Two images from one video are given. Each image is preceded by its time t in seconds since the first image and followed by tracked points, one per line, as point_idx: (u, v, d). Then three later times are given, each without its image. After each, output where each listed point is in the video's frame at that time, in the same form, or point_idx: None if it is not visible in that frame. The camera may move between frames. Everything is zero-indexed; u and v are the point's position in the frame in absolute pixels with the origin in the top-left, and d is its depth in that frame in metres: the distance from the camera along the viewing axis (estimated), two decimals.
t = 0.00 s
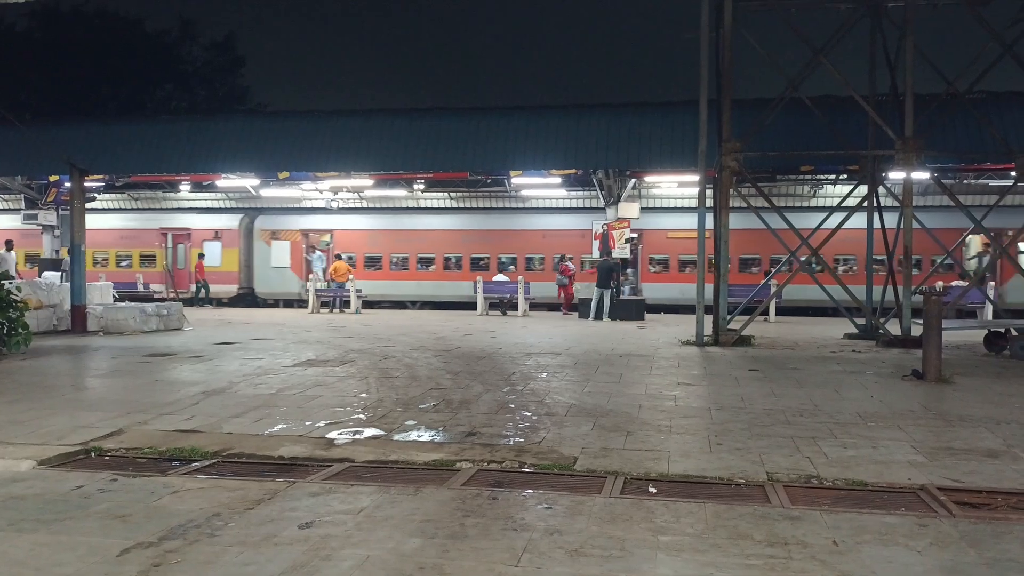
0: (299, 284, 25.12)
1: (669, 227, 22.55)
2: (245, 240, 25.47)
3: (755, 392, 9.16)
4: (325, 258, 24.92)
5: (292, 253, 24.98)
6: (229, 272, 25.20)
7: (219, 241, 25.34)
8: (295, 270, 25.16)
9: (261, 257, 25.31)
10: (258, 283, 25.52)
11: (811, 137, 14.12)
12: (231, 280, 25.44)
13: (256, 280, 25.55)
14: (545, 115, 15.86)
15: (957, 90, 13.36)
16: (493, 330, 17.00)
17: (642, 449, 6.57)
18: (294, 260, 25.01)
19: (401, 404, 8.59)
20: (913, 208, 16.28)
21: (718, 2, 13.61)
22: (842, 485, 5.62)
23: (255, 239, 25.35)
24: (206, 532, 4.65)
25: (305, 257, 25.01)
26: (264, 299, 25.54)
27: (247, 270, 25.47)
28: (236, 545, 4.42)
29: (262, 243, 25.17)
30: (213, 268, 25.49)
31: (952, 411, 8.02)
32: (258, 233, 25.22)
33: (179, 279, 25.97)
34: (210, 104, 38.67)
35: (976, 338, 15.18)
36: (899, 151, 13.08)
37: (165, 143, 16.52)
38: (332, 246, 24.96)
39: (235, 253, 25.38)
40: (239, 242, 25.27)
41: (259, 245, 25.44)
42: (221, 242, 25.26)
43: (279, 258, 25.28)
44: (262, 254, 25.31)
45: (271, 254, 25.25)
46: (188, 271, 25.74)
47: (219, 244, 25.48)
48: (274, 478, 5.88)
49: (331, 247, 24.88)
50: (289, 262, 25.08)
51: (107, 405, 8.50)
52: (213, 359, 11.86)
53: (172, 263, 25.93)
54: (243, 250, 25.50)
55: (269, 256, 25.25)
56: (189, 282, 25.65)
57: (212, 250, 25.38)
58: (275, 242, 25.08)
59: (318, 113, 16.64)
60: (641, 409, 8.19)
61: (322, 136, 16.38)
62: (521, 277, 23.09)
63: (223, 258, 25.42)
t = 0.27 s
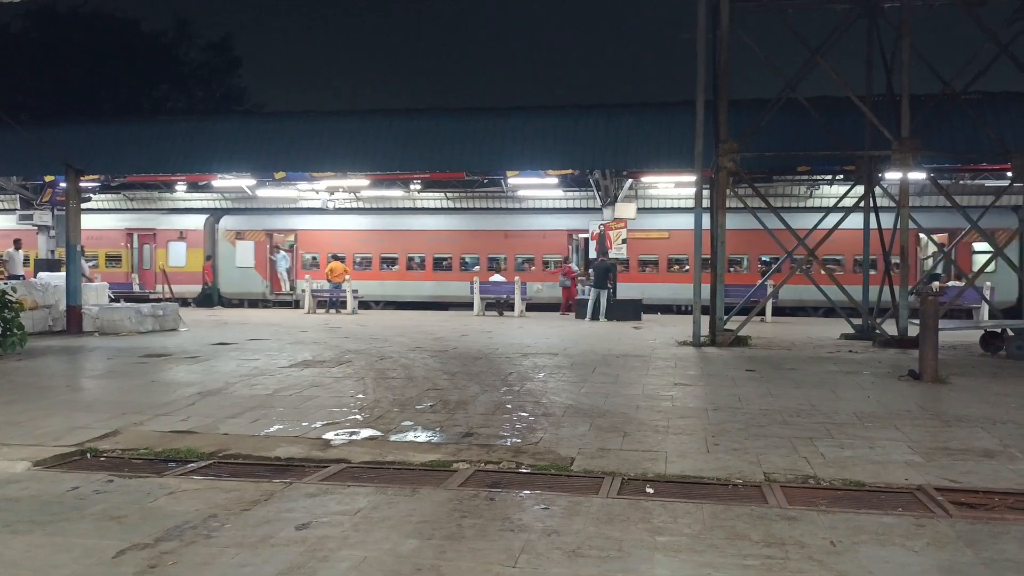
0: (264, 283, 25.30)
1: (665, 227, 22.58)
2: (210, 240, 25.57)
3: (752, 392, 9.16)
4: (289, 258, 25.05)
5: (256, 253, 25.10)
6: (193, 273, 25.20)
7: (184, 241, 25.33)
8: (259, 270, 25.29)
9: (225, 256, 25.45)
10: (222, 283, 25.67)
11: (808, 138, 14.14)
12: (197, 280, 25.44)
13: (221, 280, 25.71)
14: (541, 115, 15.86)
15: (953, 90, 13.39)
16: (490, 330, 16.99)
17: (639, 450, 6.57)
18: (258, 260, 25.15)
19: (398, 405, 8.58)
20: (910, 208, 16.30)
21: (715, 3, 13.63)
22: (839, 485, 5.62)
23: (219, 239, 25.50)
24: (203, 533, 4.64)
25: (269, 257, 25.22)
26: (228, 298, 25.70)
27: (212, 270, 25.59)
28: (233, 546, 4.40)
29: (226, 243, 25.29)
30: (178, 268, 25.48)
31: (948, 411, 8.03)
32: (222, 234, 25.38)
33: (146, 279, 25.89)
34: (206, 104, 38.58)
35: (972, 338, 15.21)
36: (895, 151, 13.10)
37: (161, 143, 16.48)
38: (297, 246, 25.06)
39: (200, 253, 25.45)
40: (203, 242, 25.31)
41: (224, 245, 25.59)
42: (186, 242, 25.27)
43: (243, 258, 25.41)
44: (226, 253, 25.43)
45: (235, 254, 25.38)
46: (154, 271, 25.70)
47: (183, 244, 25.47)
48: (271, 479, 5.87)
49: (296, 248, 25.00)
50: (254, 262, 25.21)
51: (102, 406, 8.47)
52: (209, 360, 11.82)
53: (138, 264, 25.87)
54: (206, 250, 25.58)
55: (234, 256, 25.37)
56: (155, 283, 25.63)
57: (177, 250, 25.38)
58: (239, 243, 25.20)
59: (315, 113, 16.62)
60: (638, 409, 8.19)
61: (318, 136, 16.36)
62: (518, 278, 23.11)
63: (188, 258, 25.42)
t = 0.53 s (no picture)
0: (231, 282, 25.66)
1: (663, 227, 22.59)
2: (178, 240, 26.03)
3: (751, 392, 9.17)
4: (257, 258, 25.44)
5: (223, 252, 25.53)
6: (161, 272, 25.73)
7: (152, 241, 25.85)
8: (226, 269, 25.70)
9: (193, 256, 25.93)
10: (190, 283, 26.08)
11: (806, 138, 14.16)
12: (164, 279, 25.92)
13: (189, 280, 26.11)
14: (539, 115, 15.87)
15: (951, 90, 13.41)
16: (488, 330, 17.01)
17: (638, 450, 6.57)
18: (225, 259, 25.57)
19: (397, 405, 8.58)
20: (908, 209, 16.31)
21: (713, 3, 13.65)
22: (838, 485, 5.62)
23: (188, 239, 26.01)
24: (202, 534, 4.63)
25: (236, 256, 25.58)
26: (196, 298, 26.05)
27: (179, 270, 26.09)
28: (232, 547, 4.39)
29: (194, 243, 25.80)
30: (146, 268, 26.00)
31: (947, 411, 8.03)
32: (190, 234, 25.88)
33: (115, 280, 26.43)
34: (205, 105, 38.52)
35: (969, 338, 15.23)
36: (893, 151, 13.11)
37: (160, 143, 16.48)
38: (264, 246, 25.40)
39: (168, 253, 25.94)
40: (171, 242, 25.77)
41: (192, 245, 26.08)
42: (154, 242, 25.77)
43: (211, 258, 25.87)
44: (194, 253, 25.94)
45: (203, 253, 25.86)
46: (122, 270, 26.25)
47: (152, 244, 25.98)
48: (270, 479, 5.87)
49: (263, 247, 25.35)
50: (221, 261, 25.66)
51: (101, 406, 8.47)
52: (208, 360, 11.81)
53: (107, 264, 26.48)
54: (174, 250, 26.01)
55: (201, 255, 25.87)
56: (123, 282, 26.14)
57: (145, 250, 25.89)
58: (206, 242, 25.76)
59: (314, 113, 16.62)
60: (637, 409, 8.19)
61: (317, 136, 16.35)
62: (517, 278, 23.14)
63: (156, 258, 25.90)
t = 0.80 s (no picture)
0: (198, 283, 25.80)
1: (663, 228, 22.59)
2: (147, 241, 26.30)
3: (751, 393, 9.17)
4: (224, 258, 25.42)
5: (191, 252, 25.79)
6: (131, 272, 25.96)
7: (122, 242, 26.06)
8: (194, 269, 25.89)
9: (161, 256, 26.15)
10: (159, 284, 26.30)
11: (807, 138, 14.15)
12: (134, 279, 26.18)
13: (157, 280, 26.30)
14: (540, 115, 15.86)
15: (951, 91, 13.41)
16: (488, 331, 17.01)
17: (639, 451, 6.57)
18: (193, 258, 25.80)
19: (397, 405, 8.57)
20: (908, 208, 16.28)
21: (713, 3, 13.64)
22: (838, 486, 5.62)
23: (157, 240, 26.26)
24: (201, 535, 4.62)
25: (204, 256, 25.78)
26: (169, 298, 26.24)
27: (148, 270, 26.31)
28: (232, 548, 4.39)
29: (162, 243, 26.02)
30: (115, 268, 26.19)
31: (947, 412, 8.02)
32: (159, 234, 26.13)
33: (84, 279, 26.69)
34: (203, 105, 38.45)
35: (969, 338, 15.21)
36: (893, 152, 13.11)
37: (159, 143, 16.46)
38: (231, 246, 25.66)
39: (137, 253, 26.13)
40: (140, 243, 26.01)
41: (161, 246, 26.32)
42: (124, 242, 25.98)
43: (179, 258, 26.07)
44: (162, 253, 26.18)
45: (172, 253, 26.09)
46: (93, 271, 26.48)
47: (121, 244, 26.20)
48: (269, 480, 5.86)
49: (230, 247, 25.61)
50: (189, 261, 25.88)
51: (100, 407, 8.46)
52: (207, 361, 11.79)
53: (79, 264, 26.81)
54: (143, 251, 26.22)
55: (170, 256, 26.09)
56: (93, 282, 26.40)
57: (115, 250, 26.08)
58: (175, 243, 25.98)
59: (314, 113, 16.60)
60: (637, 410, 8.19)
61: (316, 136, 16.34)
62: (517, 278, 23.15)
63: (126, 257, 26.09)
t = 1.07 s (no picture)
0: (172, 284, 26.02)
1: (665, 229, 22.57)
2: (120, 240, 26.56)
3: (753, 394, 9.16)
4: (196, 260, 26.01)
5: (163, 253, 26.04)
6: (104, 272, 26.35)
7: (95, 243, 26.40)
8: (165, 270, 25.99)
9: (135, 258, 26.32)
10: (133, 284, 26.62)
11: (809, 139, 14.15)
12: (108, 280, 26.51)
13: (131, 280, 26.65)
14: (542, 116, 15.86)
15: (954, 92, 13.40)
16: (490, 332, 17.01)
17: (641, 452, 6.56)
18: (166, 260, 25.95)
19: (399, 407, 8.57)
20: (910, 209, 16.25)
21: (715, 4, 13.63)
22: (841, 488, 5.60)
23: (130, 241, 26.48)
24: (203, 536, 4.62)
25: (176, 257, 26.00)
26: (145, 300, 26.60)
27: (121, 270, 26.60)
28: (233, 549, 4.39)
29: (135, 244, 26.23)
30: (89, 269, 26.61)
31: (950, 414, 8.00)
32: (132, 235, 26.39)
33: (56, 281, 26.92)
34: (205, 106, 38.47)
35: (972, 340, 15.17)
36: (896, 153, 13.09)
37: (161, 145, 16.49)
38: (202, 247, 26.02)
39: (109, 253, 26.52)
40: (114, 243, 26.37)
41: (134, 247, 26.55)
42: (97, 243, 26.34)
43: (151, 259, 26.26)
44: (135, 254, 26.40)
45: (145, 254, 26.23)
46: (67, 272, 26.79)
47: (94, 245, 26.55)
48: (271, 481, 5.86)
49: (202, 249, 25.97)
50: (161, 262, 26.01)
51: (102, 408, 8.46)
52: (209, 362, 11.80)
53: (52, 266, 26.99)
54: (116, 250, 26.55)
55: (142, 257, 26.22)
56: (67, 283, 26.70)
57: (88, 251, 26.41)
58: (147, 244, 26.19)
59: (316, 114, 16.61)
60: (639, 411, 8.18)
61: (318, 137, 16.35)
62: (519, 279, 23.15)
63: (99, 259, 26.49)
